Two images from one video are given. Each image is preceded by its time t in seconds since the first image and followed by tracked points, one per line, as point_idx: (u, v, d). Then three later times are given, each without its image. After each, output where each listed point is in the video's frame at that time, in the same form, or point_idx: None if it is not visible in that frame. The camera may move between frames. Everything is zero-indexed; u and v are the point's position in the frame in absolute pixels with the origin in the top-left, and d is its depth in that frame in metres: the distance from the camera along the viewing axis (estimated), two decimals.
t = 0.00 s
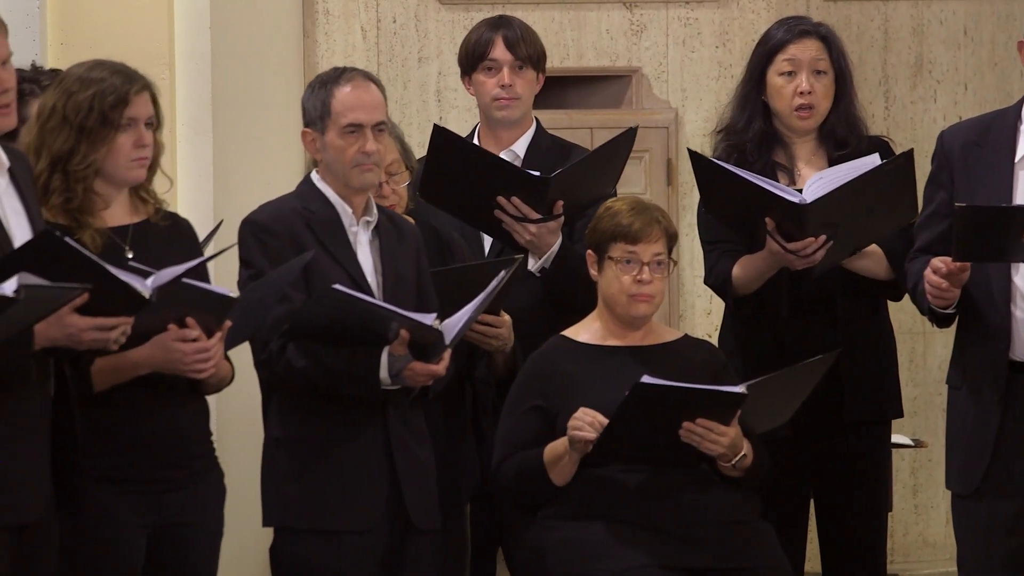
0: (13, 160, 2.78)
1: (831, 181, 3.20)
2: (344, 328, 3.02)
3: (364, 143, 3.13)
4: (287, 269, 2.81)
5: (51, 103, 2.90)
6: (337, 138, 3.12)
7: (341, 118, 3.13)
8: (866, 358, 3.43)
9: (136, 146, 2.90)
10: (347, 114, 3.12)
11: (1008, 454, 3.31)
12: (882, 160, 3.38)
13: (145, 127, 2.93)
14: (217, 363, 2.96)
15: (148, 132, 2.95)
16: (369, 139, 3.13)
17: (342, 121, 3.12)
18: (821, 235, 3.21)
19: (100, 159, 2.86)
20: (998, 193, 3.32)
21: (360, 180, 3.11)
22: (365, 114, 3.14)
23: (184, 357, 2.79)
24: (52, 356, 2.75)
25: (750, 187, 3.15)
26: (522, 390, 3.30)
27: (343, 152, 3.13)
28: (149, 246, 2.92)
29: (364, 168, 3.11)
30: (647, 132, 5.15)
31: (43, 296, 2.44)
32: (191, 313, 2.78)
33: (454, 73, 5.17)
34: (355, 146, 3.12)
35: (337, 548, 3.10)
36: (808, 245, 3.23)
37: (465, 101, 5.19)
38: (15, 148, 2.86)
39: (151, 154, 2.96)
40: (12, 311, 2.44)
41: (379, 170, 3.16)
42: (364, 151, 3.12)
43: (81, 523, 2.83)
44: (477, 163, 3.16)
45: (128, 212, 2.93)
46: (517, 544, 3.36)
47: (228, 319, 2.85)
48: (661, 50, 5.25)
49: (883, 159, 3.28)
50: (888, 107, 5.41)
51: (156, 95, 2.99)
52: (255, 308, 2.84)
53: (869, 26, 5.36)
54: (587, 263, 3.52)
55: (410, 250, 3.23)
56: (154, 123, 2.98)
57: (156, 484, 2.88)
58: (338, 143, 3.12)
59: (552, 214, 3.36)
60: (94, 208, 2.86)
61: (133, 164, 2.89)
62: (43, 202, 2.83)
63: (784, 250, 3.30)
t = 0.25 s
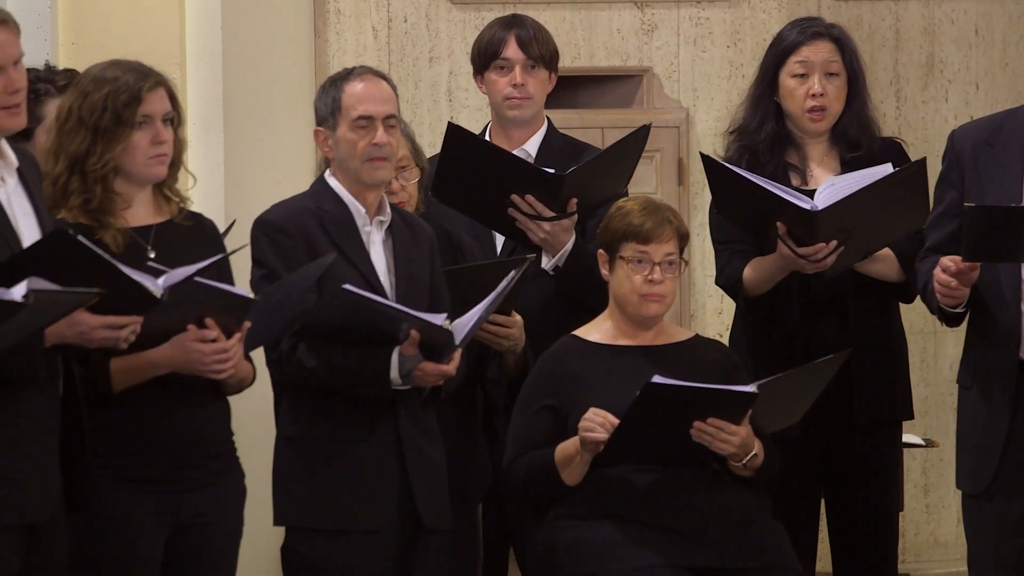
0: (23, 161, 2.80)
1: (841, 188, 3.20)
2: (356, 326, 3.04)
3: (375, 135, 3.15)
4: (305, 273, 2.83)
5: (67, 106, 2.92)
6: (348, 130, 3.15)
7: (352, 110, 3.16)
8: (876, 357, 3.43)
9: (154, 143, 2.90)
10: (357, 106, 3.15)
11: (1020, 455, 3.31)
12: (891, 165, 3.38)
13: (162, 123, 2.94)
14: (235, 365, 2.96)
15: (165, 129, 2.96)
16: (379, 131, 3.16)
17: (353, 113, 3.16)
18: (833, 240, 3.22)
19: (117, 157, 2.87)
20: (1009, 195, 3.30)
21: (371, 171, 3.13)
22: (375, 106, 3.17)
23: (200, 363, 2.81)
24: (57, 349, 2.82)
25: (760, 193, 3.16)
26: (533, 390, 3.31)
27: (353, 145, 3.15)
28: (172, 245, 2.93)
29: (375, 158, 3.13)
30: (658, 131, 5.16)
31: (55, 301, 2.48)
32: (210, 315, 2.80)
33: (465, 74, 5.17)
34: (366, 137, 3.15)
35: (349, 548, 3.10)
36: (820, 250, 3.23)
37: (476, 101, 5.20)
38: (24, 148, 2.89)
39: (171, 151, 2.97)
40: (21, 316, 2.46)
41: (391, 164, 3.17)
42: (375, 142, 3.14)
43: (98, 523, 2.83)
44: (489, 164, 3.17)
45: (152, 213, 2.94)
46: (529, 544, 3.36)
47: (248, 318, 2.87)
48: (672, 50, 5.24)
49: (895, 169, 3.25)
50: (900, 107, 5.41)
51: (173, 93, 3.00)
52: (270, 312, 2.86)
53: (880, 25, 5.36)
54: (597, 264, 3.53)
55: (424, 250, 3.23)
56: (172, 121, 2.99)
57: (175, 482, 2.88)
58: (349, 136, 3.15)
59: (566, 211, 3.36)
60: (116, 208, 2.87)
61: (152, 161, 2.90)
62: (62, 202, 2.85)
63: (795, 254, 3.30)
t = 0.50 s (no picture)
0: (28, 160, 2.86)
1: (853, 185, 3.20)
2: (368, 328, 3.05)
3: (393, 131, 3.16)
4: (324, 277, 2.86)
5: (88, 108, 2.94)
6: (365, 127, 3.16)
7: (370, 107, 3.17)
8: (889, 357, 3.43)
9: (173, 143, 2.92)
10: (375, 102, 3.16)
11: None
12: (904, 162, 3.36)
13: (181, 123, 2.95)
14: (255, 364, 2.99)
15: (185, 129, 2.97)
16: (397, 127, 3.17)
17: (371, 109, 3.17)
18: (845, 236, 3.20)
19: (138, 158, 2.89)
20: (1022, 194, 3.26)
21: (388, 168, 3.13)
22: (393, 102, 3.19)
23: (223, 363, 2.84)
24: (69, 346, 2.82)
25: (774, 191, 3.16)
26: (545, 389, 3.31)
27: (372, 142, 3.15)
28: (195, 245, 2.94)
29: (392, 153, 3.13)
30: (671, 132, 5.15)
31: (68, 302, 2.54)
32: (229, 315, 2.83)
33: (478, 74, 5.15)
34: (383, 133, 3.16)
35: (362, 548, 3.11)
36: (832, 246, 3.22)
37: (488, 102, 5.18)
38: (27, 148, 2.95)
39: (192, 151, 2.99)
40: (34, 317, 2.51)
41: (408, 160, 3.18)
42: (392, 137, 3.15)
43: (113, 521, 2.86)
44: (503, 164, 3.17)
45: (175, 213, 2.96)
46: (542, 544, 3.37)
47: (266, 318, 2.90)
48: (684, 50, 5.25)
49: (907, 166, 3.25)
50: (913, 107, 5.41)
51: (194, 93, 3.02)
52: (286, 312, 2.90)
53: (893, 25, 5.36)
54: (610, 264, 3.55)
55: (440, 250, 3.23)
56: (192, 120, 3.01)
57: (189, 484, 2.90)
58: (366, 131, 3.16)
59: (580, 211, 3.36)
60: (137, 208, 2.88)
61: (172, 162, 2.91)
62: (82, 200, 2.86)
63: (806, 251, 3.30)
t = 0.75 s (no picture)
0: (35, 160, 2.86)
1: (865, 175, 3.18)
2: (382, 329, 3.06)
3: (410, 131, 3.18)
4: (340, 279, 2.90)
5: (108, 111, 2.95)
6: (383, 126, 3.18)
7: (387, 108, 3.20)
8: (903, 356, 3.43)
9: (191, 143, 2.92)
10: (393, 102, 3.19)
11: None
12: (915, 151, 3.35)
13: (199, 123, 2.95)
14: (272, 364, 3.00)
15: (203, 129, 2.97)
16: (414, 127, 3.19)
17: (388, 108, 3.20)
18: (856, 228, 3.20)
19: (158, 160, 2.89)
20: None
21: (405, 168, 3.16)
22: (410, 102, 3.21)
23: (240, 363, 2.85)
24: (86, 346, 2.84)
25: (793, 185, 3.15)
26: (560, 389, 3.31)
27: (389, 142, 3.18)
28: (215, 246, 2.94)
29: (409, 151, 3.15)
30: (685, 132, 5.16)
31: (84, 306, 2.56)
32: (246, 314, 2.84)
33: (491, 74, 5.15)
34: (400, 132, 3.18)
35: (376, 548, 3.11)
36: (844, 239, 3.22)
37: (503, 102, 5.17)
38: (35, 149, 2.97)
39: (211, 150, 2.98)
40: (48, 316, 2.53)
41: (425, 160, 3.20)
42: (410, 137, 3.17)
43: (128, 519, 2.86)
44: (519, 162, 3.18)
45: (196, 213, 2.97)
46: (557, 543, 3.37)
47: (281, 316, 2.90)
48: (698, 50, 5.25)
49: (918, 155, 3.24)
50: (926, 107, 5.41)
51: (212, 91, 3.02)
52: (308, 312, 2.96)
53: (907, 26, 5.36)
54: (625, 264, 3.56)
55: (456, 249, 3.25)
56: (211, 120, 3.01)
57: (202, 484, 2.89)
58: (384, 130, 3.18)
59: (595, 208, 3.37)
60: (157, 208, 2.89)
61: (190, 163, 2.91)
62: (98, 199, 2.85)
63: (818, 243, 3.29)
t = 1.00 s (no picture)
0: (41, 159, 2.85)
1: (878, 169, 3.17)
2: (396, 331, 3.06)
3: (425, 131, 3.26)
4: (354, 280, 2.96)
5: (124, 112, 2.96)
6: (400, 126, 3.27)
7: (403, 107, 3.28)
8: (917, 356, 3.43)
9: (208, 142, 2.92)
10: (409, 102, 3.28)
11: None
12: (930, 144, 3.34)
13: (215, 122, 2.96)
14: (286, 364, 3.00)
15: (220, 128, 2.97)
16: (429, 127, 3.27)
17: (405, 109, 3.28)
18: (868, 223, 3.19)
19: (176, 161, 2.90)
20: None
21: (421, 167, 3.24)
22: (426, 103, 3.30)
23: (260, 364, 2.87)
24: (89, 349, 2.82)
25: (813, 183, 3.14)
26: (573, 387, 3.31)
27: (406, 142, 3.27)
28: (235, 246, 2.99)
29: (425, 152, 3.23)
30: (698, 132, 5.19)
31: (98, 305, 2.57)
32: (261, 314, 2.83)
33: (504, 75, 5.29)
34: (416, 132, 3.26)
35: (391, 549, 3.12)
36: (856, 234, 3.21)
37: (515, 104, 5.30)
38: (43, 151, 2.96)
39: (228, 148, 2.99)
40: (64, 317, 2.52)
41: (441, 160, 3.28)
42: (426, 137, 3.26)
43: (141, 519, 2.87)
44: (534, 160, 3.17)
45: (215, 212, 2.98)
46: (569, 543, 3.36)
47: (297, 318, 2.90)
48: (711, 50, 5.31)
49: (932, 149, 3.23)
50: (940, 107, 5.41)
51: (227, 91, 3.02)
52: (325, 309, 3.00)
53: (921, 27, 5.37)
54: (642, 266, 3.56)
55: (473, 249, 3.30)
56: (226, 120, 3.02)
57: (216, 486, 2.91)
58: (400, 130, 3.26)
59: (611, 210, 3.37)
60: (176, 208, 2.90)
61: (208, 163, 2.92)
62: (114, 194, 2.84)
63: (830, 239, 3.28)
